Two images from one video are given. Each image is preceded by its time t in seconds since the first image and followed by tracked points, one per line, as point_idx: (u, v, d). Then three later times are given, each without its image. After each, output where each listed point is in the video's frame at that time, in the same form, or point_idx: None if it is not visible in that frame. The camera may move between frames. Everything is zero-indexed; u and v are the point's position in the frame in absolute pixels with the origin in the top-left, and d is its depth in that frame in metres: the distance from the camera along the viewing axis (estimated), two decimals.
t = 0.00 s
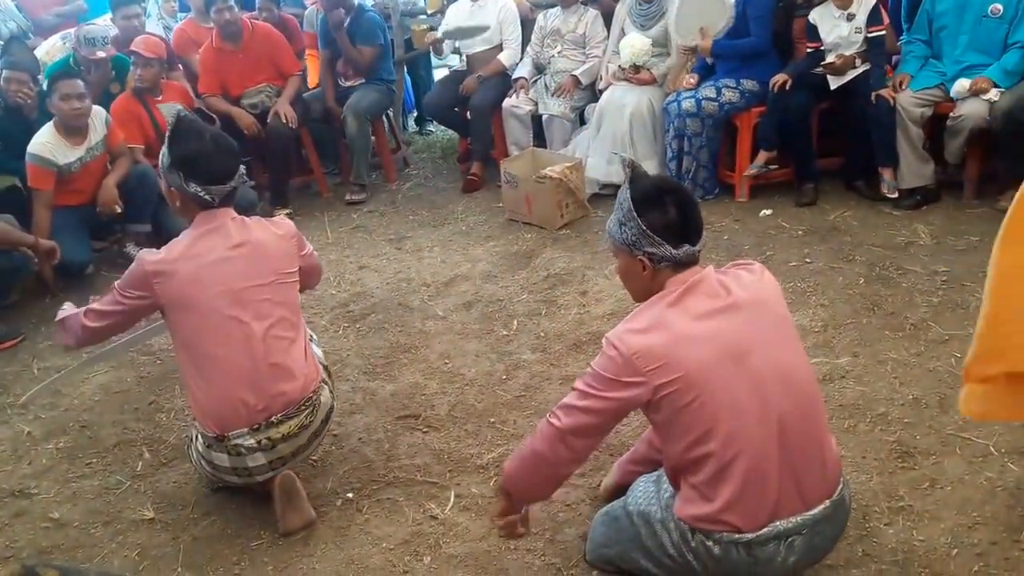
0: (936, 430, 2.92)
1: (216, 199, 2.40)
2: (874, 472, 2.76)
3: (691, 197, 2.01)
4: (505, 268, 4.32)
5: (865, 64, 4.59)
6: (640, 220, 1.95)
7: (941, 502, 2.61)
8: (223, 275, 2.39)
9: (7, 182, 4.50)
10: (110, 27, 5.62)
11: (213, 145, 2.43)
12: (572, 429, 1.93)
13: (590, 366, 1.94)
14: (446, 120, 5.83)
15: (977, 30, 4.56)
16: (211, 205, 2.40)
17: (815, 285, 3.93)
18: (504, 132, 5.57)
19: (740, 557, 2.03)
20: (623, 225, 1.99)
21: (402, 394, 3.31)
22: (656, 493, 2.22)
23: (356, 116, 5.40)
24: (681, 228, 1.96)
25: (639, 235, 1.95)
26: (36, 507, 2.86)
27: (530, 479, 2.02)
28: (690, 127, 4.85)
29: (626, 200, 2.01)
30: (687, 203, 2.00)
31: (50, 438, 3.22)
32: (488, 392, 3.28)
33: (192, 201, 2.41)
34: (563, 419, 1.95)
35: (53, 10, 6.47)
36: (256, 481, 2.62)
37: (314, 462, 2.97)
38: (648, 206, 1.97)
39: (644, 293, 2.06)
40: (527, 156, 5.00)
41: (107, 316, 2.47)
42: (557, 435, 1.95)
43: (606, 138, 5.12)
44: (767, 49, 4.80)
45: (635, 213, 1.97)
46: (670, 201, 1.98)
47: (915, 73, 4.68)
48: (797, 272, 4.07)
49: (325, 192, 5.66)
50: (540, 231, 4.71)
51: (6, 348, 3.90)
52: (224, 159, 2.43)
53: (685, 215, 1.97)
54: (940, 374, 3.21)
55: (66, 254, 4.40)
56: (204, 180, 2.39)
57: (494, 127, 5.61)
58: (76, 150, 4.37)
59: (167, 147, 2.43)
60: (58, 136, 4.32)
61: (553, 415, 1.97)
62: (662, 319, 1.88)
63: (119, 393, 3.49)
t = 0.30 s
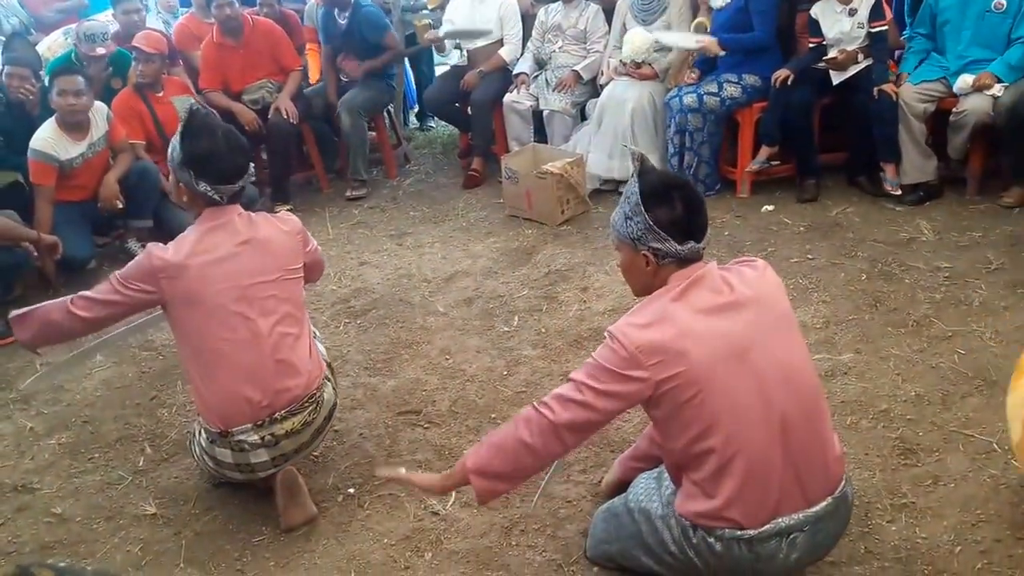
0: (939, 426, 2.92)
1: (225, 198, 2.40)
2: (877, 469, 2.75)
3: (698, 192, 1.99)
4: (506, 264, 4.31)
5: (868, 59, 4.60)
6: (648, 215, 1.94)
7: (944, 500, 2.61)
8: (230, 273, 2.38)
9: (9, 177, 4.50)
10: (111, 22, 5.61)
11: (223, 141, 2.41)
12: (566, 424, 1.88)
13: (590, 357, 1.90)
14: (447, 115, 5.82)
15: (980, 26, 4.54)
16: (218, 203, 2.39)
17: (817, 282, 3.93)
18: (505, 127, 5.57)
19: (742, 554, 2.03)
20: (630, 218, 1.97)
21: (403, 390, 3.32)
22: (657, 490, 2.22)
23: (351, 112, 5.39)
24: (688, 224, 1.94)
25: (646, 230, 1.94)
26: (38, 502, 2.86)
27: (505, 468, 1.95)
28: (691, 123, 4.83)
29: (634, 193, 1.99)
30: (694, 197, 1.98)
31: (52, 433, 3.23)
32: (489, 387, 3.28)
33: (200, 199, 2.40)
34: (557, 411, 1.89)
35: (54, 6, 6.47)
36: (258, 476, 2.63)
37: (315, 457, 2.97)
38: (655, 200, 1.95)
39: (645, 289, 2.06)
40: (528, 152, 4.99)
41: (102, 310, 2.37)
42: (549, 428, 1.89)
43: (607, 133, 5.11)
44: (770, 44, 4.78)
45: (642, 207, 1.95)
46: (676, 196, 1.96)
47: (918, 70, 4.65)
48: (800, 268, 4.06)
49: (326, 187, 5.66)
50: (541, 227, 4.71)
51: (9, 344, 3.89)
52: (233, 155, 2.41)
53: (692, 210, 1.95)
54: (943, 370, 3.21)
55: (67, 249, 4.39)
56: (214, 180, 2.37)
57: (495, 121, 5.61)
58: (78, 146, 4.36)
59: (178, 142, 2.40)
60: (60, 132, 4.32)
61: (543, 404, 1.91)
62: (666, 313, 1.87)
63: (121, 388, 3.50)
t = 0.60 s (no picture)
0: (942, 424, 2.92)
1: (226, 194, 2.39)
2: (880, 467, 2.75)
3: (700, 187, 1.99)
4: (506, 261, 4.31)
5: (870, 55, 4.58)
6: (654, 210, 1.93)
7: (947, 498, 2.60)
8: (235, 271, 2.38)
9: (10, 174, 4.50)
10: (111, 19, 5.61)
11: (225, 138, 2.40)
12: (561, 406, 1.90)
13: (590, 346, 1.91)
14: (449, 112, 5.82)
15: (984, 20, 4.53)
16: (223, 199, 2.39)
17: (819, 279, 3.92)
18: (506, 124, 5.56)
19: (745, 552, 2.03)
20: (636, 213, 1.96)
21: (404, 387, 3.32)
22: (658, 488, 2.22)
23: (356, 109, 5.40)
24: (694, 221, 1.94)
25: (650, 226, 1.93)
26: (41, 499, 2.87)
27: (488, 430, 1.97)
28: (693, 119, 4.82)
29: (639, 187, 1.97)
30: (699, 194, 1.97)
31: (54, 430, 3.23)
32: (490, 385, 3.29)
33: (202, 195, 2.39)
34: (553, 394, 1.90)
35: (55, 4, 6.47)
36: (259, 473, 2.63)
37: (317, 455, 2.97)
38: (661, 196, 1.94)
39: (647, 285, 2.06)
40: (529, 149, 4.99)
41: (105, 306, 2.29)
42: (540, 405, 1.91)
43: (608, 130, 5.10)
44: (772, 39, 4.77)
45: (647, 202, 1.94)
46: (682, 192, 1.95)
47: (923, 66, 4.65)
48: (802, 265, 4.06)
49: (327, 184, 5.66)
50: (541, 224, 4.71)
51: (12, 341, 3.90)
52: (236, 151, 2.41)
53: (697, 207, 1.95)
54: (945, 368, 3.21)
55: (69, 247, 4.39)
56: (217, 175, 2.37)
57: (495, 118, 5.61)
58: (80, 143, 4.36)
59: (179, 138, 2.39)
60: (62, 129, 4.32)
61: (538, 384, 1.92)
62: (669, 307, 1.87)
63: (123, 385, 3.50)
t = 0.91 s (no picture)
0: (945, 423, 2.91)
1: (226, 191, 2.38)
2: (883, 466, 2.75)
3: (707, 185, 1.98)
4: (508, 260, 4.31)
5: (873, 52, 4.57)
6: (660, 206, 1.93)
7: (951, 497, 2.60)
8: (240, 271, 2.38)
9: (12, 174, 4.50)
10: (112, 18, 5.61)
11: (223, 135, 2.39)
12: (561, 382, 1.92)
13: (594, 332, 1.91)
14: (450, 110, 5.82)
15: (987, 17, 4.53)
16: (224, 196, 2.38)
17: (821, 277, 3.91)
18: (507, 123, 5.55)
19: (747, 552, 2.02)
20: (642, 208, 1.96)
21: (405, 386, 3.32)
22: (659, 485, 2.22)
23: (358, 107, 5.41)
24: (700, 217, 1.93)
25: (655, 221, 1.93)
26: (44, 498, 2.87)
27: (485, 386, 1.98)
28: (695, 117, 4.81)
29: (648, 181, 1.97)
30: (706, 190, 1.97)
31: (57, 430, 3.23)
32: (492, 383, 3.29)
33: (202, 193, 2.39)
34: (553, 372, 1.92)
35: (57, 4, 6.46)
36: (261, 473, 2.62)
37: (320, 454, 2.98)
38: (666, 192, 1.93)
39: (649, 281, 2.06)
40: (529, 147, 4.98)
41: (108, 296, 2.33)
42: (540, 376, 1.93)
43: (609, 128, 5.09)
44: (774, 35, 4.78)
45: (654, 197, 1.94)
46: (689, 190, 1.95)
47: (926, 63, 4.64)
48: (804, 264, 4.05)
49: (329, 183, 5.65)
50: (543, 223, 4.70)
51: (14, 340, 3.90)
52: (233, 149, 2.39)
53: (704, 206, 1.94)
54: (948, 366, 3.20)
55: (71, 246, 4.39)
56: (216, 172, 2.36)
57: (497, 116, 5.60)
58: (82, 142, 4.37)
59: (178, 137, 2.39)
60: (64, 128, 4.32)
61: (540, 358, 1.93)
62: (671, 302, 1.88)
63: (125, 384, 3.51)
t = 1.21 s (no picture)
0: (949, 422, 2.91)
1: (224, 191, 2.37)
2: (886, 465, 2.74)
3: (709, 184, 1.97)
4: (509, 259, 4.31)
5: (874, 50, 4.57)
6: (662, 209, 1.92)
7: (954, 496, 2.60)
8: (242, 270, 2.38)
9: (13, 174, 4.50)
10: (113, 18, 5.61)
11: (222, 133, 2.39)
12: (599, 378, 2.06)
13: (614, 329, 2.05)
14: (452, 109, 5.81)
15: (991, 14, 4.52)
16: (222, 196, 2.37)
17: (824, 276, 3.91)
18: (508, 121, 5.54)
19: (750, 552, 2.02)
20: (642, 211, 1.97)
21: (407, 386, 3.32)
22: (662, 486, 2.22)
23: (360, 107, 5.40)
24: (700, 220, 1.93)
25: (657, 225, 1.93)
26: (47, 498, 2.87)
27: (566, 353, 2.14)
28: (696, 115, 4.81)
29: (648, 181, 1.97)
30: (708, 191, 1.95)
31: (60, 430, 3.24)
32: (494, 383, 3.28)
33: (200, 190, 2.37)
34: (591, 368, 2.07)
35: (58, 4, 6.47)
36: (263, 472, 2.62)
37: (322, 453, 2.97)
38: (666, 193, 1.93)
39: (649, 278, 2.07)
40: (531, 146, 4.98)
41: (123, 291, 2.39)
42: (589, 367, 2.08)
43: (611, 127, 5.08)
44: (775, 34, 4.76)
45: (655, 199, 1.94)
46: (691, 190, 1.94)
47: (929, 60, 4.62)
48: (807, 262, 4.05)
49: (331, 182, 5.64)
50: (545, 222, 4.70)
51: (17, 340, 3.90)
52: (232, 147, 2.39)
53: (705, 206, 1.93)
54: (952, 365, 3.20)
55: (74, 246, 4.40)
56: (212, 168, 2.35)
57: (498, 115, 5.59)
58: (83, 143, 4.37)
59: (176, 137, 2.38)
60: (66, 129, 4.32)
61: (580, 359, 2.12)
62: (669, 300, 1.91)
63: (128, 384, 3.51)
